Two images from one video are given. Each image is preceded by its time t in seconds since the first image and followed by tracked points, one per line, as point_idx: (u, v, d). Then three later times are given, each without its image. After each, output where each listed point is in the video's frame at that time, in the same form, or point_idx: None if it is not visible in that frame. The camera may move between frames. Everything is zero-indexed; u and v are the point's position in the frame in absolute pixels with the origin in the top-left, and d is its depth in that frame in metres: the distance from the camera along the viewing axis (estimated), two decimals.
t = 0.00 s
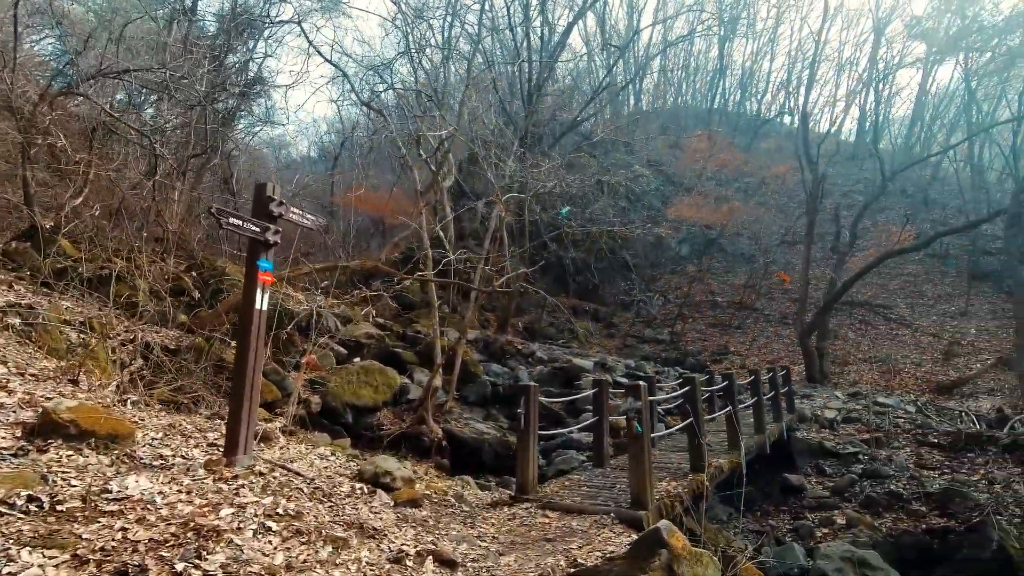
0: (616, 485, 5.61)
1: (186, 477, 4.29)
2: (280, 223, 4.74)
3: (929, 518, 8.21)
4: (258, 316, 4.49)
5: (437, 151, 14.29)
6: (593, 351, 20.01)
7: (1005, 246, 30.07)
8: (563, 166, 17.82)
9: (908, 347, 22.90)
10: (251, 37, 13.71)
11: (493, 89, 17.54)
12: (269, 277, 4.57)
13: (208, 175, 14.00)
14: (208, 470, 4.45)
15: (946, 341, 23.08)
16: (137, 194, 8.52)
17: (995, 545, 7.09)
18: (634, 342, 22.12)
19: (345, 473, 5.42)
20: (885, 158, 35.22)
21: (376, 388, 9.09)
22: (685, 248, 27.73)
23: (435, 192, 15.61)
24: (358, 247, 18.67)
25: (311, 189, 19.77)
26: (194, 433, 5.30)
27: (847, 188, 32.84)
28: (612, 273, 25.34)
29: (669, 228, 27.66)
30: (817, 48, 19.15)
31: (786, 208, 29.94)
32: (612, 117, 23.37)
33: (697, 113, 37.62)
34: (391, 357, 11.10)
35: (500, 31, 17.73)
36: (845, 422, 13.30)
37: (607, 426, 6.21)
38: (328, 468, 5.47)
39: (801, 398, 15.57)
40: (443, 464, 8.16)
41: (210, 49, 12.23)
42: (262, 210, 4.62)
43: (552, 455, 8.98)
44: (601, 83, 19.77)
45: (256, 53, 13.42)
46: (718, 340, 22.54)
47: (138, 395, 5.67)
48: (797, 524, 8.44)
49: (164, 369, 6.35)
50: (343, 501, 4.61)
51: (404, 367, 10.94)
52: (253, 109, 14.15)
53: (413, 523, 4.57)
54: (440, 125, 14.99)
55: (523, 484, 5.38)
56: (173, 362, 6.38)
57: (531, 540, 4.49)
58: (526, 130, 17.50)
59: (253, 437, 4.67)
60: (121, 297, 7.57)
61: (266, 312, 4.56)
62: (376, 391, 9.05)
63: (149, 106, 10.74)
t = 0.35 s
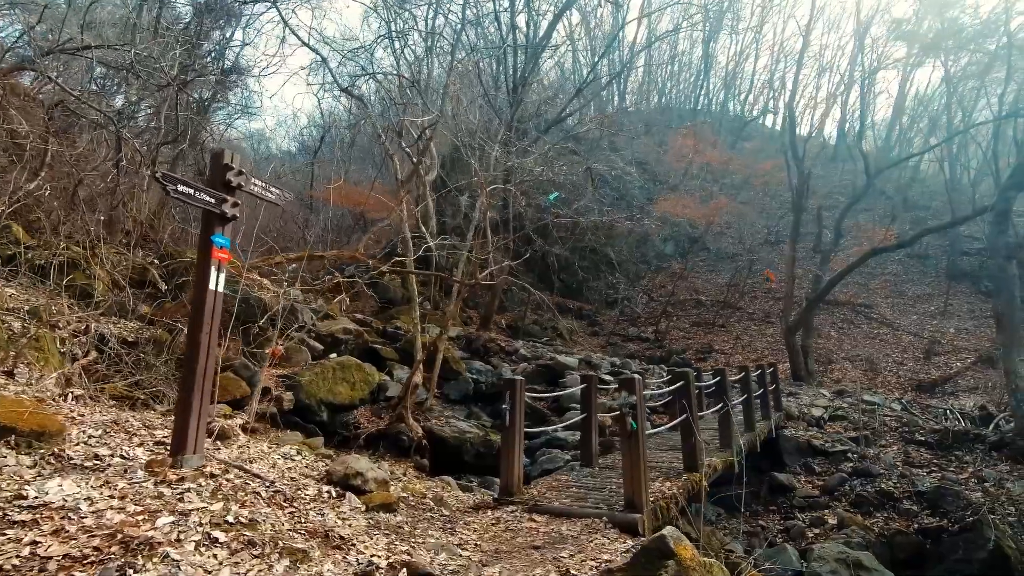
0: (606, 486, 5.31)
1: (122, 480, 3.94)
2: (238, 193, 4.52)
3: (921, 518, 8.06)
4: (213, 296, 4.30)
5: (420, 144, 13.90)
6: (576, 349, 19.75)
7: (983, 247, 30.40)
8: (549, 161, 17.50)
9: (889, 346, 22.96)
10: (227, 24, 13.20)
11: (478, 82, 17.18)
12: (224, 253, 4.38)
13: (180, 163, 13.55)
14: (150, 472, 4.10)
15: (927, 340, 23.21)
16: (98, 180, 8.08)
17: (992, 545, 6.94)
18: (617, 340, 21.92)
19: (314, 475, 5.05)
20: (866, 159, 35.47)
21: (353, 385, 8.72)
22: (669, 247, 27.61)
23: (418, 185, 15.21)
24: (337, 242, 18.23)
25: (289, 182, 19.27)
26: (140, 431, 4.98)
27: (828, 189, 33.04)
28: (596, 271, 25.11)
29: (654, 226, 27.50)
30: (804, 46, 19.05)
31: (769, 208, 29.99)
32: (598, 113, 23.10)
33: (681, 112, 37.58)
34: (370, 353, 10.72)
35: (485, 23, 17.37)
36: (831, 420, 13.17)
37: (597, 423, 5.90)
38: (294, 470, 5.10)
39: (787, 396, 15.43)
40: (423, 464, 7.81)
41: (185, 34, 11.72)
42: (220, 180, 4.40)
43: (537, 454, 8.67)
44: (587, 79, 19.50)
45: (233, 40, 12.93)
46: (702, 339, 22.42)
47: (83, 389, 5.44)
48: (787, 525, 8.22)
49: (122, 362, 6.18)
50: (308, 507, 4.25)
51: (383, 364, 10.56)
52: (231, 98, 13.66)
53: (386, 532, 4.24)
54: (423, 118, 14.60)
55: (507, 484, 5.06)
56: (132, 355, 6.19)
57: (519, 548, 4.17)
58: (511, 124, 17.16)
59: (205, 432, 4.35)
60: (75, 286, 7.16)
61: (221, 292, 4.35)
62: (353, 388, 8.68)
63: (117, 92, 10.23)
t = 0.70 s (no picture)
0: (591, 495, 5.03)
1: (27, 503, 3.64)
2: (183, 167, 4.20)
3: (903, 521, 7.90)
4: (149, 284, 3.95)
5: (396, 136, 13.43)
6: (554, 348, 19.48)
7: (951, 250, 30.93)
8: (528, 157, 17.14)
9: (862, 347, 23.14)
10: (193, 8, 12.57)
11: (455, 75, 16.74)
12: (165, 236, 4.04)
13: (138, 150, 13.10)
14: (65, 490, 3.80)
15: (898, 341, 23.44)
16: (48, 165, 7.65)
17: (978, 550, 6.82)
18: (595, 340, 21.71)
19: (269, 489, 4.66)
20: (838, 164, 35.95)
21: (321, 386, 8.31)
22: (647, 247, 27.52)
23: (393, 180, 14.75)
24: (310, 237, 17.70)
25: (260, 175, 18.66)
26: (63, 440, 4.68)
27: (803, 193, 33.31)
28: (573, 270, 24.90)
29: (633, 226, 27.42)
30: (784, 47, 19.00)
31: (744, 211, 30.16)
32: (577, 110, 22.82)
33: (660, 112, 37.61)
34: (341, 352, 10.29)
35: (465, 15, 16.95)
36: (810, 421, 13.07)
37: (580, 426, 5.61)
38: (246, 483, 4.70)
39: (766, 397, 15.33)
40: (395, 469, 7.45)
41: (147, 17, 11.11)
42: (163, 153, 4.11)
43: (514, 458, 8.34)
44: (567, 74, 19.17)
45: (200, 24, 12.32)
46: (680, 339, 22.25)
47: (10, 391, 5.24)
48: (770, 529, 8.02)
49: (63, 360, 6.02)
50: (257, 530, 3.88)
51: (354, 363, 10.15)
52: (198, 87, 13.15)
53: (348, 553, 3.89)
54: (400, 110, 14.15)
55: (485, 494, 4.74)
56: (73, 352, 6.03)
57: (500, 567, 3.84)
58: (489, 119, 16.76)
59: (136, 441, 3.99)
60: (13, 277, 6.83)
61: (159, 279, 4.00)
62: (321, 389, 8.27)
63: (73, 74, 9.62)
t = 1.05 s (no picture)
0: (572, 502, 4.72)
1: None
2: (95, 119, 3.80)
3: (885, 523, 7.69)
4: (54, 257, 3.58)
5: (368, 125, 12.93)
6: (529, 347, 19.14)
7: (919, 252, 31.44)
8: (504, 151, 16.75)
9: (834, 347, 23.32)
10: None
11: (430, 66, 16.27)
12: (77, 202, 3.69)
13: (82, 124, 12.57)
14: None
15: (869, 342, 23.67)
16: None
17: (963, 552, 6.80)
18: (570, 339, 21.44)
19: (206, 501, 4.22)
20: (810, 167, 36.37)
21: (283, 384, 7.92)
22: (622, 246, 27.35)
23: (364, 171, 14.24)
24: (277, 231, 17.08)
25: (225, 166, 17.94)
26: None
27: (776, 195, 33.57)
28: (548, 267, 24.60)
29: (609, 224, 27.23)
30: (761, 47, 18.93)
31: (718, 212, 30.24)
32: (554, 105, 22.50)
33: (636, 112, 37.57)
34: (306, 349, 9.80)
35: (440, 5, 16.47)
36: (788, 420, 12.95)
37: (560, 427, 5.28)
38: (180, 495, 4.26)
39: (742, 396, 15.20)
40: (362, 472, 7.03)
41: None
42: (71, 105, 3.69)
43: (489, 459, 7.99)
44: (544, 68, 18.81)
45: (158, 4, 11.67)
46: (655, 338, 22.07)
47: None
48: (750, 532, 7.78)
49: None
50: (184, 553, 3.44)
51: (320, 360, 9.67)
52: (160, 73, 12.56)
53: None
54: (372, 99, 13.64)
55: (457, 502, 4.36)
56: None
57: None
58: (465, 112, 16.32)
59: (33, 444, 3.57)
60: None
61: (66, 252, 3.64)
62: (283, 387, 7.88)
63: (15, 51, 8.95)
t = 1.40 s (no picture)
0: (574, 511, 4.47)
1: None
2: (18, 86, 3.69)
3: (889, 526, 7.52)
4: None
5: (357, 119, 12.56)
6: (520, 346, 18.82)
7: (910, 253, 31.39)
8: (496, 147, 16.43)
9: (828, 347, 23.15)
10: None
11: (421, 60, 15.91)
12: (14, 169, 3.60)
13: (59, 115, 12.17)
14: None
15: (862, 342, 23.52)
16: None
17: (974, 558, 6.56)
18: (562, 339, 21.14)
19: (166, 516, 3.94)
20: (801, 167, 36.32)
21: (266, 383, 7.61)
22: (614, 245, 27.10)
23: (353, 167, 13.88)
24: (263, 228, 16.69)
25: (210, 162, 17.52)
26: None
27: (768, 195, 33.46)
28: (540, 266, 24.31)
29: (601, 223, 26.97)
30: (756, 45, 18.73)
31: (710, 211, 30.08)
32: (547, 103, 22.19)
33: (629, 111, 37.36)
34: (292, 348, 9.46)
35: None
36: (785, 420, 12.71)
37: (558, 428, 5.01)
38: (136, 510, 3.97)
39: (738, 396, 14.95)
40: (348, 476, 6.72)
41: None
42: None
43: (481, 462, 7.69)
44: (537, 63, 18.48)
45: None
46: (648, 338, 21.80)
47: None
48: (752, 536, 7.50)
49: None
50: None
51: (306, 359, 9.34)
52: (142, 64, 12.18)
53: None
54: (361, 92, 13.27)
55: (451, 511, 4.08)
56: None
57: None
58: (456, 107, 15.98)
59: None
60: None
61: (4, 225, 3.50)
62: (266, 386, 7.58)
63: None
